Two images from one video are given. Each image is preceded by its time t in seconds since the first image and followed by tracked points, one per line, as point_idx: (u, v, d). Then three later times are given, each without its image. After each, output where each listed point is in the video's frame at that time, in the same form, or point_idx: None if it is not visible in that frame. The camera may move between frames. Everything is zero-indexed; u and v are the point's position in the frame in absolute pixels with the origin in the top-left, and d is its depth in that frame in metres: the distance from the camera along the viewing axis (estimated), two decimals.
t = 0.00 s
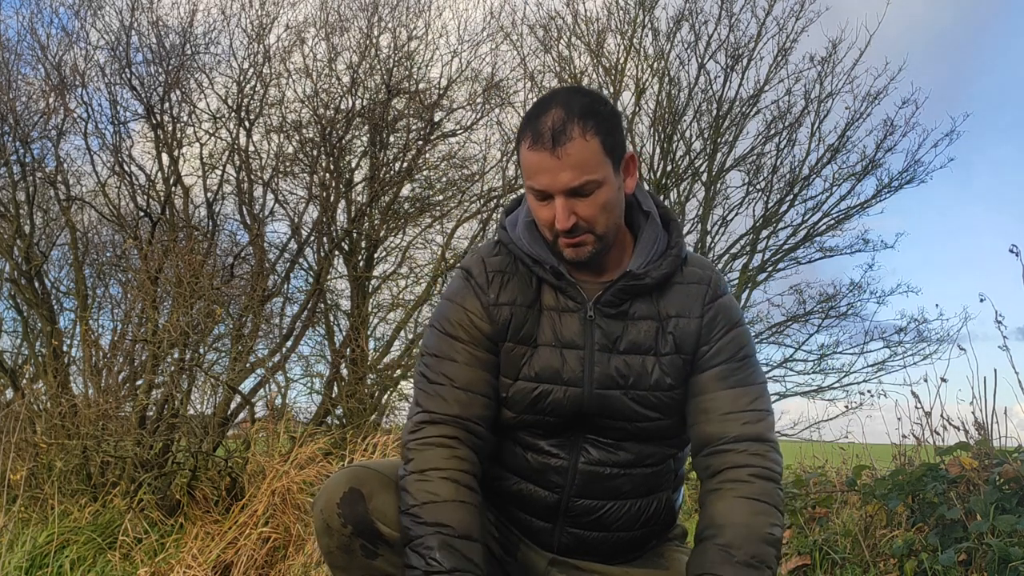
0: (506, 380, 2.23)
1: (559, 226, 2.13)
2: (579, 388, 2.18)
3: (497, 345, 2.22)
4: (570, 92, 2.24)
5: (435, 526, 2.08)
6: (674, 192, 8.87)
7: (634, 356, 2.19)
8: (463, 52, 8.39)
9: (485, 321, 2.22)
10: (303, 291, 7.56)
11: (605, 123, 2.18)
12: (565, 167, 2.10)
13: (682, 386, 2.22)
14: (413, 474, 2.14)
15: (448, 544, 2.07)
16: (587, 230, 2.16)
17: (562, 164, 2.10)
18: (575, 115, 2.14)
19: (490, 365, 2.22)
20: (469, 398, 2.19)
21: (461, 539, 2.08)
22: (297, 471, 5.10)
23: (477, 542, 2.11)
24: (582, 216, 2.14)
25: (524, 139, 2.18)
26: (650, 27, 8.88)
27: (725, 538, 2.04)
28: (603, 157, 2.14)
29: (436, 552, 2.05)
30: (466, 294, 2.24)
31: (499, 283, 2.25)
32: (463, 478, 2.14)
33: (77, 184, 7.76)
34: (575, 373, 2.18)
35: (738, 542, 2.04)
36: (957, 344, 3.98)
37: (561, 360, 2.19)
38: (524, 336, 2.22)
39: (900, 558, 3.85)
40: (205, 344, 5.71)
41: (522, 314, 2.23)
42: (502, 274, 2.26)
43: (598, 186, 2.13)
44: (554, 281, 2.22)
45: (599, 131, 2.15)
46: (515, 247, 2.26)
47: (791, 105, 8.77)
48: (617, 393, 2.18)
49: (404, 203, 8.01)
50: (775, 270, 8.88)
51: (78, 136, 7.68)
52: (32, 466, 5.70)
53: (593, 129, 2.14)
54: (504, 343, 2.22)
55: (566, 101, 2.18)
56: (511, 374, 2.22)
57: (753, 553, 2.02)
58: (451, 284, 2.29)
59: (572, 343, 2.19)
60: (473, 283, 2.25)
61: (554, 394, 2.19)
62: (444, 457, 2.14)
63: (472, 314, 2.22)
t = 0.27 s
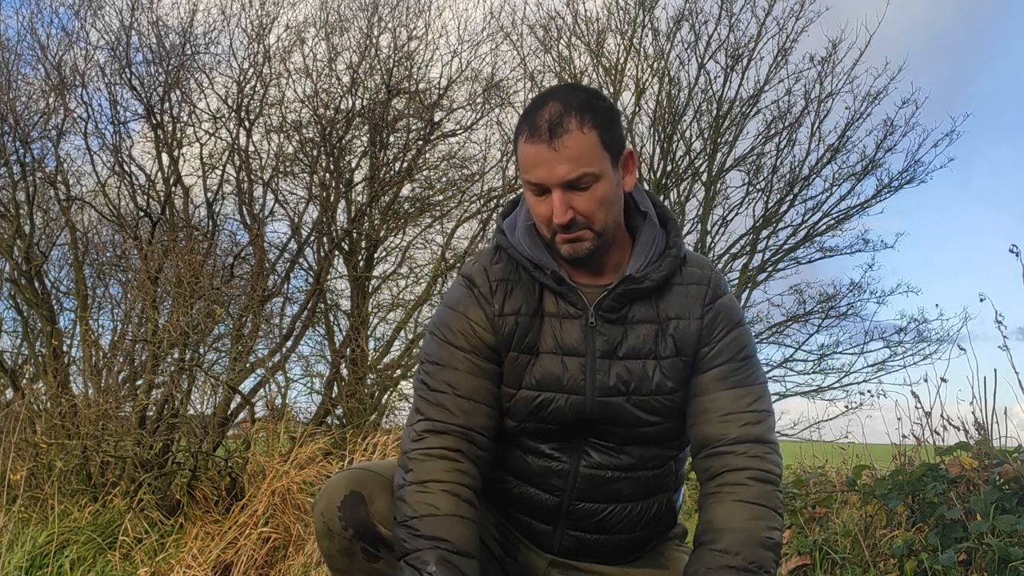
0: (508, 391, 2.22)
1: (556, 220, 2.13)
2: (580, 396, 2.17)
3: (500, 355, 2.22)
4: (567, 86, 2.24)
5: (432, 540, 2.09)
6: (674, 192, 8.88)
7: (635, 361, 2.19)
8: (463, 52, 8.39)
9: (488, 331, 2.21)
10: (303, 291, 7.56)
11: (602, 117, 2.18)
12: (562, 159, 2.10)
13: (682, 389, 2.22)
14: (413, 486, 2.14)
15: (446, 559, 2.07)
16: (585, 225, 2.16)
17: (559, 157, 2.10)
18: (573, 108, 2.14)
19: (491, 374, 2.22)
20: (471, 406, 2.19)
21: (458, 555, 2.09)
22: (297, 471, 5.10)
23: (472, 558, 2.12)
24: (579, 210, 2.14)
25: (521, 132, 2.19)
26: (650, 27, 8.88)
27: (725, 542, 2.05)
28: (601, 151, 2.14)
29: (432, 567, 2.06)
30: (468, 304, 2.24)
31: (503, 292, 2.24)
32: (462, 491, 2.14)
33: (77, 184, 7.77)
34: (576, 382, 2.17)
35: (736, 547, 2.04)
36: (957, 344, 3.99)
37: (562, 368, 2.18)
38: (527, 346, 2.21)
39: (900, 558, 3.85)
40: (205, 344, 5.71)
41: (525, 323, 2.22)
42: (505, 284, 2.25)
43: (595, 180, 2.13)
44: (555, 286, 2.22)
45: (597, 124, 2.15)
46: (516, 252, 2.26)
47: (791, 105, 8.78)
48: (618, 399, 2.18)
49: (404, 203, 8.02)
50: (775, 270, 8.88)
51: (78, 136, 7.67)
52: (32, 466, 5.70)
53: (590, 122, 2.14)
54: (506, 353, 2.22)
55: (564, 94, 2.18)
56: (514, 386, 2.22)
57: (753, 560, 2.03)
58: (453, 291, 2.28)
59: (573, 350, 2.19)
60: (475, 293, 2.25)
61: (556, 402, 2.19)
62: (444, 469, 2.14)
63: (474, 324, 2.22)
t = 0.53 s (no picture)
0: (506, 399, 2.23)
1: (555, 218, 2.13)
2: (579, 406, 2.18)
3: (500, 362, 2.21)
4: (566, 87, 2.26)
5: (403, 538, 2.03)
6: (674, 192, 8.88)
7: (634, 369, 2.18)
8: (463, 52, 8.39)
9: (488, 337, 2.20)
10: (303, 291, 7.56)
11: (601, 116, 2.19)
12: (560, 156, 2.11)
13: (682, 397, 2.21)
14: (389, 479, 2.10)
15: (413, 558, 2.02)
16: (583, 225, 2.17)
17: (557, 154, 2.11)
18: (571, 105, 2.16)
19: (487, 380, 2.21)
20: (459, 407, 2.17)
21: (429, 556, 2.04)
22: (297, 471, 5.11)
23: (442, 562, 2.06)
24: (577, 209, 2.14)
25: (520, 130, 2.20)
26: (650, 27, 8.88)
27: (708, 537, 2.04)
28: (599, 149, 2.15)
29: (399, 565, 2.00)
30: (468, 307, 2.22)
31: (505, 300, 2.23)
32: (437, 490, 2.10)
33: (77, 184, 7.77)
34: (575, 391, 2.18)
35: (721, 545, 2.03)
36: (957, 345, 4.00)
37: (561, 376, 2.19)
38: (528, 355, 2.21)
39: (900, 558, 3.85)
40: (205, 344, 5.71)
41: (526, 332, 2.21)
42: (506, 291, 2.24)
43: (594, 177, 2.13)
44: (554, 294, 2.20)
45: (595, 122, 2.16)
46: (515, 259, 2.24)
47: (791, 105, 8.78)
48: (618, 408, 2.18)
49: (404, 203, 8.02)
50: (775, 270, 8.88)
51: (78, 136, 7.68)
52: (33, 466, 5.70)
53: (588, 119, 2.15)
54: (504, 362, 2.21)
55: (562, 92, 2.20)
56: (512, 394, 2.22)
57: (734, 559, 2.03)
58: (453, 294, 2.26)
59: (573, 359, 2.18)
60: (477, 297, 2.23)
61: (556, 411, 2.19)
62: (425, 466, 2.11)
63: (473, 328, 2.20)
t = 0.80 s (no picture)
0: (498, 398, 2.23)
1: (550, 213, 2.13)
2: (570, 409, 2.18)
3: (490, 360, 2.20)
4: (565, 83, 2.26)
5: (370, 529, 2.00)
6: (674, 191, 8.88)
7: (625, 373, 2.18)
8: (463, 52, 8.39)
9: (479, 333, 2.19)
10: (303, 291, 7.57)
11: (600, 111, 2.19)
12: (557, 150, 2.11)
13: (671, 401, 2.19)
14: (364, 466, 2.07)
15: (379, 552, 1.99)
16: (579, 221, 2.17)
17: (554, 148, 2.11)
18: (569, 100, 2.16)
19: (474, 376, 2.21)
20: (442, 401, 2.16)
21: (394, 551, 2.01)
22: (297, 471, 5.12)
23: (405, 559, 2.03)
24: (574, 204, 2.14)
25: (517, 124, 2.20)
26: (650, 27, 8.88)
27: (680, 552, 2.03)
28: (597, 144, 2.15)
29: (365, 558, 1.97)
30: (463, 300, 2.21)
31: (498, 296, 2.21)
32: (411, 484, 2.07)
33: (77, 184, 7.77)
34: (567, 394, 2.18)
35: (689, 557, 2.02)
36: (957, 345, 4.08)
37: (553, 379, 2.18)
38: (520, 353, 2.20)
39: (900, 558, 3.85)
40: (205, 344, 5.71)
41: (519, 330, 2.20)
42: (500, 288, 2.22)
43: (591, 173, 2.13)
44: (547, 294, 2.20)
45: (593, 117, 2.16)
46: (509, 256, 2.23)
47: (791, 105, 8.78)
48: (609, 411, 2.18)
49: (404, 203, 8.02)
50: (775, 270, 8.88)
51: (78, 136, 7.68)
52: (33, 466, 5.70)
53: (586, 114, 2.15)
54: (496, 360, 2.20)
55: (561, 87, 2.20)
56: (504, 394, 2.22)
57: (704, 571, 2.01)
58: (450, 288, 2.26)
59: (565, 361, 2.18)
60: (472, 292, 2.22)
61: (547, 413, 2.20)
62: (400, 457, 2.08)
63: (466, 321, 2.19)
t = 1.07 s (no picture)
0: (493, 400, 2.23)
1: (550, 204, 2.14)
2: (566, 409, 2.18)
3: (485, 362, 2.20)
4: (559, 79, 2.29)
5: (374, 542, 2.02)
6: (674, 192, 8.88)
7: (620, 371, 2.18)
8: (463, 52, 8.39)
9: (473, 335, 2.19)
10: (303, 291, 7.57)
11: (596, 105, 2.22)
12: (556, 141, 2.12)
13: (666, 398, 2.20)
14: (361, 477, 2.08)
15: (384, 565, 2.01)
16: (578, 213, 2.17)
17: (553, 139, 2.12)
18: (566, 93, 2.18)
19: (469, 378, 2.21)
20: (437, 405, 2.17)
21: (398, 561, 2.03)
22: (297, 471, 5.13)
23: (410, 568, 2.06)
24: (573, 196, 2.15)
25: (512, 118, 2.21)
26: (650, 27, 8.88)
27: (674, 545, 2.04)
28: (594, 135, 2.17)
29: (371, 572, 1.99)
30: (456, 302, 2.21)
31: (491, 298, 2.21)
32: (410, 493, 2.09)
33: (77, 184, 7.77)
34: (562, 394, 2.17)
35: (684, 551, 2.03)
36: (957, 345, 4.02)
37: (548, 379, 2.18)
38: (514, 355, 2.20)
39: (900, 558, 3.85)
40: (205, 344, 5.71)
41: (513, 331, 2.19)
42: (492, 288, 2.22)
43: (590, 164, 2.15)
44: (540, 293, 2.19)
45: (590, 110, 2.19)
46: (501, 256, 2.22)
47: (791, 105, 8.78)
48: (604, 410, 2.18)
49: (404, 203, 8.02)
50: (775, 270, 8.88)
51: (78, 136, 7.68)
52: (33, 466, 5.70)
53: (583, 107, 2.18)
54: (491, 363, 2.20)
55: (556, 81, 2.23)
56: (499, 395, 2.22)
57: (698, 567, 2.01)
58: (440, 289, 2.25)
59: (559, 361, 2.18)
60: (464, 295, 2.22)
61: (543, 414, 2.19)
62: (398, 467, 2.09)
63: (460, 323, 2.19)
